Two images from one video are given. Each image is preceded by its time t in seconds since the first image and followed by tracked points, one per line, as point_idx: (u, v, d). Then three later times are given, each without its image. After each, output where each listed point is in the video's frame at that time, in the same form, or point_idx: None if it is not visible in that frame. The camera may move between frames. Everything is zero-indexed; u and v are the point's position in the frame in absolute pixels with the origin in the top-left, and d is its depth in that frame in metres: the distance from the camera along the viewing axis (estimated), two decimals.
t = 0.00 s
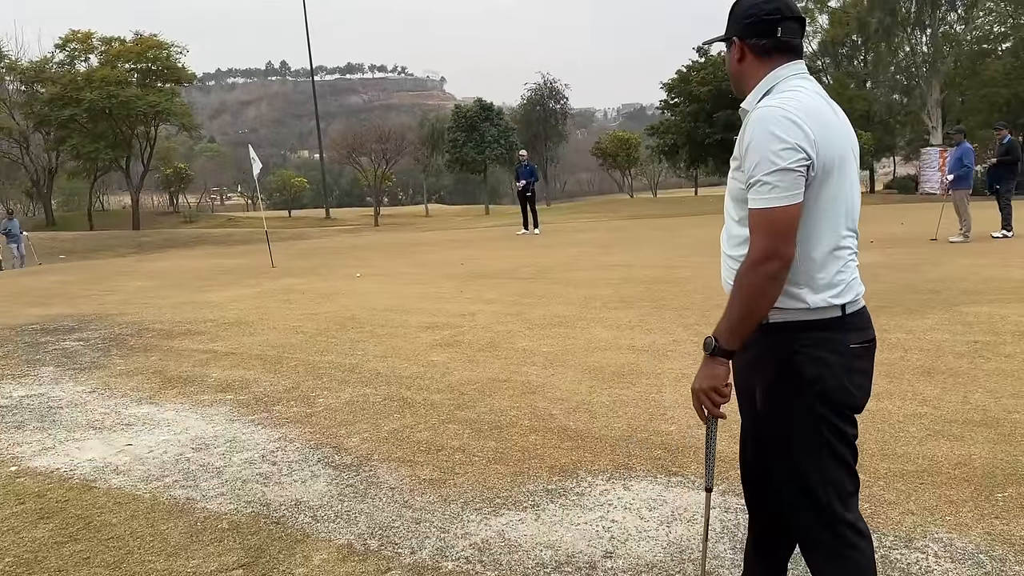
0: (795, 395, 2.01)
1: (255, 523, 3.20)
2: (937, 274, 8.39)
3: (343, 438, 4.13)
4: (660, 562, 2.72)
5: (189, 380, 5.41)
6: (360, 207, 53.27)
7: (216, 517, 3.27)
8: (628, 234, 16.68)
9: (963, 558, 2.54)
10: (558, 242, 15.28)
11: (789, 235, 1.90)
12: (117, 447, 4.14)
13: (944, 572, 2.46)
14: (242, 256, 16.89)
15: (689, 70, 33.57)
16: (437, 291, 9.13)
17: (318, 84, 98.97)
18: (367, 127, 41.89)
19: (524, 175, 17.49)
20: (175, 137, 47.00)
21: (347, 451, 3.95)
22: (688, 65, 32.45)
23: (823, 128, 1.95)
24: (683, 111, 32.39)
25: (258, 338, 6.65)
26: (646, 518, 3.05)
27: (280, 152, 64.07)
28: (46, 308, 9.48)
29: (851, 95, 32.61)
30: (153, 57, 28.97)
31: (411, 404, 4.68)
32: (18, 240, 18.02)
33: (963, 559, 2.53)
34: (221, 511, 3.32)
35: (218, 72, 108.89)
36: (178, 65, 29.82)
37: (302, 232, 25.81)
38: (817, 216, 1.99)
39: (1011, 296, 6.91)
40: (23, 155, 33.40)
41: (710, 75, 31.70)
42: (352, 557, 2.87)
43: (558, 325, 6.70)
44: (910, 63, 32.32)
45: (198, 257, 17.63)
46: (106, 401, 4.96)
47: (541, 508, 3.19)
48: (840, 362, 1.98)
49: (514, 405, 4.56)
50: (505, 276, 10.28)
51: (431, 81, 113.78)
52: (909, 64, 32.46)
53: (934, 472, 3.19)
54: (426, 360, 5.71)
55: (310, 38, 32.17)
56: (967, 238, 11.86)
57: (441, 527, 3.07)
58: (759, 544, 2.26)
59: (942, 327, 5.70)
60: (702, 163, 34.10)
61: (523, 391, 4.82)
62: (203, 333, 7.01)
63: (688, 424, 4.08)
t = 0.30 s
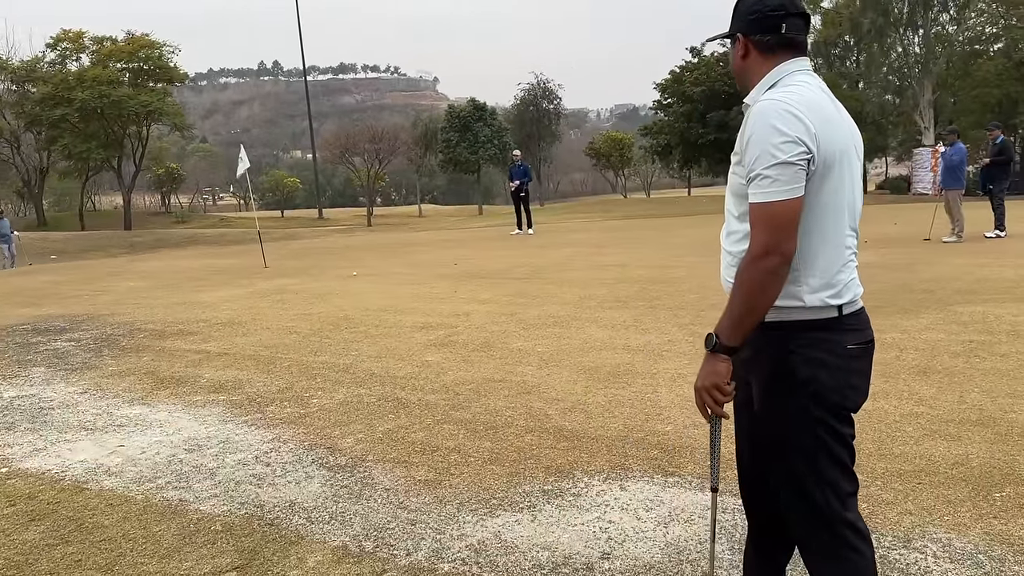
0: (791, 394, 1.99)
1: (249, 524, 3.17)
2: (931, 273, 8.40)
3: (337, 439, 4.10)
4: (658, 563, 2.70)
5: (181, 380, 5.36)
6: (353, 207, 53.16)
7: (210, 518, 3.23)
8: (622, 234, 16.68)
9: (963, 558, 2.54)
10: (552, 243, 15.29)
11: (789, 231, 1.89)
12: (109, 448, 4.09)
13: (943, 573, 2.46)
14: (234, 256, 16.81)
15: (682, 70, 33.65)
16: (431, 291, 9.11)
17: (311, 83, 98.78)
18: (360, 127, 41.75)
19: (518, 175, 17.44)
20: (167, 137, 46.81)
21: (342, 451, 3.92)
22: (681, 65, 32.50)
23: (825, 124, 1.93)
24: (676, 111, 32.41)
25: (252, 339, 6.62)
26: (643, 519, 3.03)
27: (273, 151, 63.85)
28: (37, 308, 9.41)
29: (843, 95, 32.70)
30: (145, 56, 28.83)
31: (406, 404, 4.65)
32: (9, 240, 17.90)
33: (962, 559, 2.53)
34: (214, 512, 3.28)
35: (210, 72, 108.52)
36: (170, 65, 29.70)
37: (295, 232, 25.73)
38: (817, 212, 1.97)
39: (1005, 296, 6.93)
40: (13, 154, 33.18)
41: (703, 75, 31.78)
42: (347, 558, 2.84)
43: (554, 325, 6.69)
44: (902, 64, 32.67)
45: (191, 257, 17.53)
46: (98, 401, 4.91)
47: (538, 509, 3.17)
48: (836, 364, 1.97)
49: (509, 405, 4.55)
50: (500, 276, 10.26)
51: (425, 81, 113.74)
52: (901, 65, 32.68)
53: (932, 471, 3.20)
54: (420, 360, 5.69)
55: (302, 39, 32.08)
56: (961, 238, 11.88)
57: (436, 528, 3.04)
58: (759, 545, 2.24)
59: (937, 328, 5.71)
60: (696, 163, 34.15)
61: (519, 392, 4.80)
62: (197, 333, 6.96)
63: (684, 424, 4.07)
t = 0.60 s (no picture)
0: (790, 394, 1.98)
1: (244, 526, 3.14)
2: (926, 274, 8.44)
3: (333, 440, 4.07)
4: (656, 564, 2.68)
5: (176, 381, 5.33)
6: (347, 207, 53.11)
7: (205, 520, 3.21)
8: (618, 234, 16.68)
9: (962, 560, 2.58)
10: (547, 243, 15.30)
11: (788, 229, 1.88)
12: (103, 449, 4.07)
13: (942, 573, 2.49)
14: (229, 257, 16.76)
15: (677, 70, 33.73)
16: (427, 291, 9.10)
17: (305, 83, 98.68)
18: (355, 127, 41.73)
19: (513, 175, 17.44)
20: (161, 137, 46.71)
21: (337, 453, 3.89)
22: (675, 66, 32.64)
23: (824, 121, 1.92)
24: (670, 111, 32.47)
25: (247, 339, 6.59)
26: (640, 520, 3.02)
27: (267, 151, 63.71)
28: (30, 309, 9.37)
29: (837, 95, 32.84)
30: (138, 56, 28.74)
31: (402, 405, 4.63)
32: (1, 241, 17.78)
33: (959, 559, 2.58)
34: (209, 514, 3.26)
35: (204, 72, 108.27)
36: (164, 65, 29.61)
37: (289, 232, 25.67)
38: (815, 210, 1.96)
39: (1000, 296, 6.97)
40: (6, 154, 33.01)
41: (698, 76, 31.84)
42: (342, 561, 2.82)
43: (551, 325, 6.69)
44: (896, 64, 32.60)
45: (184, 257, 17.46)
46: (92, 403, 4.88)
47: (534, 510, 3.15)
48: (834, 363, 1.96)
49: (508, 405, 4.55)
50: (495, 277, 10.26)
51: (419, 82, 113.73)
52: (895, 66, 32.68)
53: (930, 472, 3.27)
54: (416, 361, 5.68)
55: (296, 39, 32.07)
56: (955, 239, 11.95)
57: (433, 530, 3.03)
58: (757, 546, 2.22)
59: (934, 332, 5.74)
60: (690, 164, 34.22)
61: (515, 392, 4.79)
62: (191, 334, 6.93)
63: (682, 424, 4.06)
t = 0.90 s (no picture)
0: (778, 399, 1.98)
1: (238, 531, 3.13)
2: (921, 275, 8.47)
3: (327, 444, 4.06)
4: (651, 568, 2.68)
5: (170, 384, 5.31)
6: (344, 208, 53.04)
7: (199, 525, 3.19)
8: (613, 235, 16.70)
9: (959, 564, 2.62)
10: (543, 244, 15.31)
11: (776, 234, 1.87)
12: (96, 453, 4.05)
13: None
14: (224, 258, 16.73)
15: (672, 71, 33.79)
16: (423, 293, 9.09)
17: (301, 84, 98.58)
18: (351, 128, 41.63)
19: (509, 177, 17.41)
20: (156, 138, 46.60)
21: (332, 457, 3.88)
22: (671, 67, 32.68)
23: (812, 126, 1.92)
24: (667, 113, 32.52)
25: (242, 341, 6.57)
26: (636, 524, 3.01)
27: (263, 152, 63.56)
28: (24, 311, 9.33)
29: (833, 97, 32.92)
30: (134, 57, 28.74)
31: (397, 408, 4.62)
32: None
33: (957, 564, 2.62)
34: (203, 519, 3.24)
35: (201, 73, 108.17)
36: (159, 65, 29.60)
37: (285, 233, 25.62)
38: (805, 216, 1.96)
39: (995, 298, 7.00)
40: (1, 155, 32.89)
41: (694, 77, 31.85)
42: (337, 566, 2.81)
43: (547, 327, 6.70)
44: (891, 66, 32.66)
45: (179, 259, 17.40)
46: (86, 406, 4.86)
47: (529, 514, 3.15)
48: (826, 369, 1.96)
49: (505, 407, 4.55)
50: (491, 278, 10.25)
51: (416, 83, 113.77)
52: (890, 67, 32.70)
53: (926, 475, 3.35)
54: (411, 363, 5.67)
55: (292, 40, 32.02)
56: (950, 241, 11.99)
57: (428, 534, 3.02)
58: (752, 552, 2.22)
59: (929, 335, 5.77)
60: (686, 165, 34.26)
61: (511, 394, 4.79)
62: (186, 336, 6.90)
63: (677, 427, 4.06)
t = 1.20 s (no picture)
0: (771, 404, 1.98)
1: (234, 535, 3.12)
2: (917, 277, 8.49)
3: (323, 447, 4.05)
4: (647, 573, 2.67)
5: (166, 387, 5.29)
6: (341, 209, 53.03)
7: (194, 529, 3.18)
8: (610, 237, 16.71)
9: (954, 567, 2.64)
10: (541, 246, 15.31)
11: (769, 239, 1.87)
12: (91, 457, 4.03)
13: None
14: (221, 260, 16.70)
15: (670, 73, 33.87)
16: (421, 295, 9.08)
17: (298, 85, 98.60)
18: (347, 129, 41.65)
19: (506, 178, 17.41)
20: (153, 139, 46.57)
21: (328, 461, 3.87)
22: (668, 69, 32.77)
23: (807, 131, 1.92)
24: (664, 114, 32.57)
25: (239, 344, 6.56)
26: (633, 528, 3.01)
27: (260, 153, 63.47)
28: (20, 313, 9.30)
29: (830, 98, 33.06)
30: (131, 58, 28.74)
31: (394, 411, 4.61)
32: None
33: (953, 567, 2.64)
34: (199, 523, 3.23)
35: (198, 74, 108.15)
36: (156, 67, 29.61)
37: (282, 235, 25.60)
38: (796, 221, 1.96)
39: (991, 299, 7.01)
40: None
41: (691, 79, 31.85)
42: (334, 571, 2.79)
43: (545, 329, 6.70)
44: (887, 68, 33.05)
45: (175, 261, 17.37)
46: (81, 409, 4.84)
47: (526, 518, 3.14)
48: (820, 375, 1.96)
49: (503, 410, 4.54)
50: (488, 280, 10.26)
51: (413, 85, 113.89)
52: (887, 68, 33.03)
53: (921, 477, 3.38)
54: (407, 366, 5.66)
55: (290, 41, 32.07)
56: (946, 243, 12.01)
57: (424, 538, 3.01)
58: (747, 558, 2.21)
59: (926, 338, 5.79)
60: (683, 166, 34.33)
61: (508, 397, 4.79)
62: (183, 339, 6.89)
63: (672, 430, 4.05)
